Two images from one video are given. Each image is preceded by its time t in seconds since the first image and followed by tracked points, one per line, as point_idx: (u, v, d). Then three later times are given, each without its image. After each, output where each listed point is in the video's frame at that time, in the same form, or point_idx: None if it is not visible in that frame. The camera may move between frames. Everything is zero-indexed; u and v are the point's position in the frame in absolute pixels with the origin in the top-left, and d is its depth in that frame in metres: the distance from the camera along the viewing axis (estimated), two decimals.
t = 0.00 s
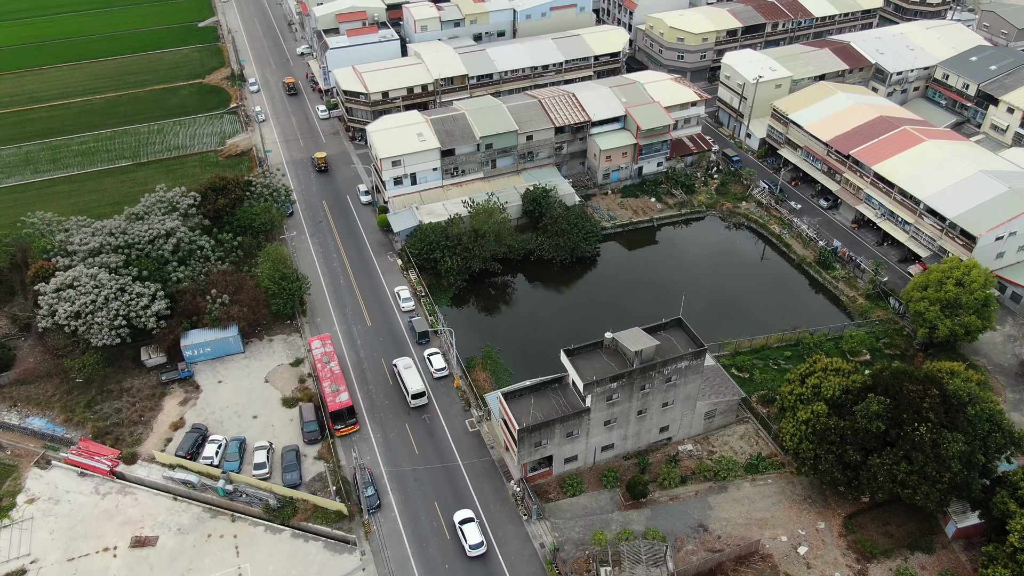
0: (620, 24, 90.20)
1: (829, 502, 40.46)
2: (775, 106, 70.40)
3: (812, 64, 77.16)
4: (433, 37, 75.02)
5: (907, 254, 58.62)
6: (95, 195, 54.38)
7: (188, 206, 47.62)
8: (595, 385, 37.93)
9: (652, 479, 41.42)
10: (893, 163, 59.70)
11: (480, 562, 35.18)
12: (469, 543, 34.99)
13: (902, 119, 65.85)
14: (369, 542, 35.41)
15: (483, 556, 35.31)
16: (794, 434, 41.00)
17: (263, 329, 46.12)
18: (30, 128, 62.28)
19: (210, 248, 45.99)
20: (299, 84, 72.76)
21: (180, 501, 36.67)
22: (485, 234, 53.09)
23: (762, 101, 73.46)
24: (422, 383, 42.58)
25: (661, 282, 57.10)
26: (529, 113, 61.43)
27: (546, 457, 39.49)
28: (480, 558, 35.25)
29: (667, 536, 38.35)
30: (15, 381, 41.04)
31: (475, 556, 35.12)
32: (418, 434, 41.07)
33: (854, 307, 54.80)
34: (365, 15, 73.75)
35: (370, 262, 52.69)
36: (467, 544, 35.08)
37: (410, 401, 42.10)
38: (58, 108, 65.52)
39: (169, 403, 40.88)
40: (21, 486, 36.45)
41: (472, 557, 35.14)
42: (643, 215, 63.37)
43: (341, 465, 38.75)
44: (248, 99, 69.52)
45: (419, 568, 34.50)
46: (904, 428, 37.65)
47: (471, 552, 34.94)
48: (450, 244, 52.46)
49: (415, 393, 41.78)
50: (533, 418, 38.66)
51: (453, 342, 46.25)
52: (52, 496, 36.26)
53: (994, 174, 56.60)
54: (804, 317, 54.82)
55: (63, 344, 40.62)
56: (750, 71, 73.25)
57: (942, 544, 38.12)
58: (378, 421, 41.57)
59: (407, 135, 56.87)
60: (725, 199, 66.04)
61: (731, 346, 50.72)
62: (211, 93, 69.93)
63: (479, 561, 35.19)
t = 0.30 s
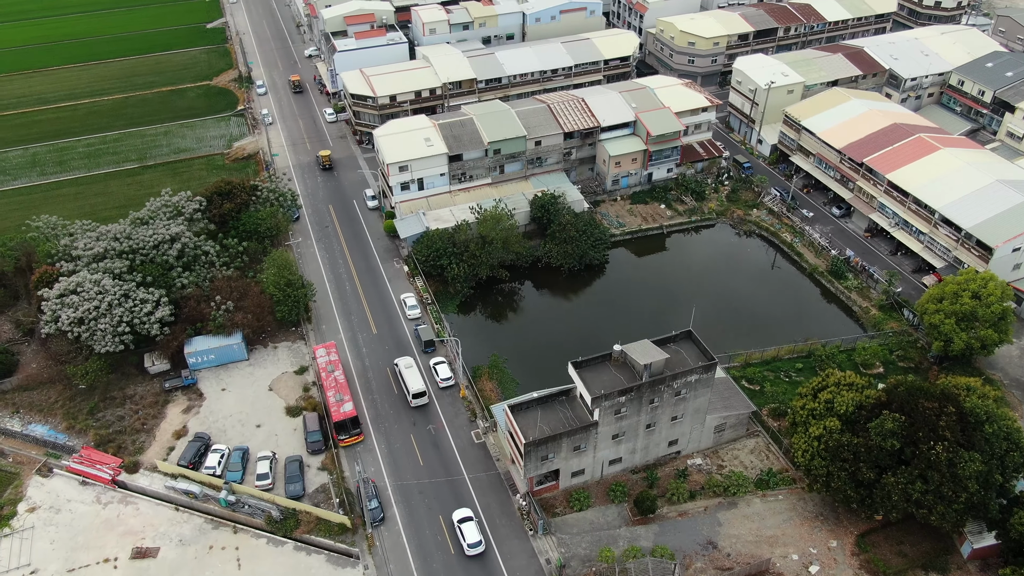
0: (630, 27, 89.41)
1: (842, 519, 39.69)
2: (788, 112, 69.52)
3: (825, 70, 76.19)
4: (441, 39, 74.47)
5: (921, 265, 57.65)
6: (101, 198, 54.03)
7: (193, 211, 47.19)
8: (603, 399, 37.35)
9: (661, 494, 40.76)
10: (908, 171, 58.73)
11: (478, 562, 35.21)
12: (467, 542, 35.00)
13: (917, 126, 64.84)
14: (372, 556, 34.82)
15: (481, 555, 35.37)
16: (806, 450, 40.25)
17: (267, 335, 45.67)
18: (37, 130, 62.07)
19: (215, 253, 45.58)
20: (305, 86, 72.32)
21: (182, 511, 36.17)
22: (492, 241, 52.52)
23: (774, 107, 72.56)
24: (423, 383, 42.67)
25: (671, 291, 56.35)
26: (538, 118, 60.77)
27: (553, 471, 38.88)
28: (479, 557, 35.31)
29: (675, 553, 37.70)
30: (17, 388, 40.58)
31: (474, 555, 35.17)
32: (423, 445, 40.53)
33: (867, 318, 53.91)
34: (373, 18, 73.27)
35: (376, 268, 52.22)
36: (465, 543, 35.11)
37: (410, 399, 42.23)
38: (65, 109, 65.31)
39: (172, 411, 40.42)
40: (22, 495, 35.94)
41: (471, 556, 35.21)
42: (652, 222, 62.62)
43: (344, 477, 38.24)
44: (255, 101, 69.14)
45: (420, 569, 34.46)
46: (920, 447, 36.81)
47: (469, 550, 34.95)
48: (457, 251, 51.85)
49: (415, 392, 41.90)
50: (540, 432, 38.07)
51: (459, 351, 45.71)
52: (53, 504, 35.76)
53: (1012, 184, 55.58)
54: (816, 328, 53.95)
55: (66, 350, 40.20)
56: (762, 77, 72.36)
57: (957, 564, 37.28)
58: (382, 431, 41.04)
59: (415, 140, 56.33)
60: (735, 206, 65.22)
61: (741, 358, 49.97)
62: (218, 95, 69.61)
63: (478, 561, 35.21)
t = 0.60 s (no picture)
0: (645, 30, 88.55)
1: (857, 538, 38.85)
2: (805, 119, 68.50)
3: (843, 76, 75.09)
4: (455, 42, 73.98)
5: (939, 276, 56.53)
6: (112, 199, 53.86)
7: (203, 214, 46.89)
8: (614, 412, 36.73)
9: (672, 509, 40.04)
10: (928, 181, 57.62)
11: (478, 560, 35.31)
12: (468, 539, 35.13)
13: (937, 135, 63.67)
14: (378, 569, 34.27)
15: (481, 553, 35.47)
16: (821, 467, 39.42)
17: (276, 341, 45.29)
18: (50, 130, 62.06)
19: (224, 257, 45.28)
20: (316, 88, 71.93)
21: (187, 519, 35.75)
22: (504, 247, 51.93)
23: (790, 113, 71.55)
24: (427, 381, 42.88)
25: (684, 299, 55.53)
26: (551, 122, 60.13)
27: (562, 484, 38.25)
28: (479, 554, 35.41)
29: (686, 570, 37.00)
30: (24, 391, 40.30)
31: (474, 552, 35.23)
32: (430, 454, 40.03)
33: (885, 330, 52.87)
34: (387, 19, 72.88)
35: (386, 273, 51.78)
36: (466, 541, 35.23)
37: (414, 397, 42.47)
38: (78, 109, 65.31)
39: (179, 416, 40.08)
40: (27, 500, 35.61)
41: (471, 553, 35.28)
42: (666, 229, 61.84)
43: (351, 486, 37.77)
44: (267, 103, 68.90)
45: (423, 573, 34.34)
46: (939, 467, 35.92)
47: (470, 548, 35.05)
48: (468, 257, 51.31)
49: (419, 390, 42.17)
50: (550, 445, 37.48)
51: (468, 359, 45.16)
52: (58, 510, 35.40)
53: None
54: (832, 340, 53.01)
55: (74, 354, 39.91)
56: (779, 82, 71.37)
57: None
58: (390, 441, 40.53)
59: (427, 145, 55.87)
60: (750, 214, 64.32)
61: (755, 370, 49.14)
62: (231, 96, 69.43)
63: (479, 559, 35.29)
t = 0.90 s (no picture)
0: (662, 38, 87.79)
1: (875, 564, 37.85)
2: (824, 131, 67.49)
3: (864, 86, 73.93)
4: (471, 49, 73.62)
5: (962, 293, 55.29)
6: (127, 203, 53.86)
7: (216, 220, 46.71)
8: (627, 431, 36.03)
9: (684, 530, 39.30)
10: (950, 195, 56.43)
11: (482, 560, 35.39)
12: (471, 540, 35.26)
13: (960, 148, 62.42)
14: None
15: (485, 552, 35.55)
16: (839, 490, 38.44)
17: (286, 350, 44.99)
18: (67, 133, 62.31)
19: (236, 264, 45.05)
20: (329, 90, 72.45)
21: (193, 531, 35.36)
22: (517, 258, 51.35)
23: (810, 124, 70.51)
24: (433, 382, 42.90)
25: (699, 313, 54.74)
26: (567, 132, 59.52)
27: (573, 503, 37.57)
28: (482, 555, 35.47)
29: None
30: (34, 397, 40.10)
31: (478, 553, 35.33)
32: (440, 468, 39.50)
33: (905, 347, 51.74)
34: (403, 26, 72.66)
35: (398, 282, 51.38)
36: (469, 541, 35.37)
37: (420, 399, 42.50)
38: (96, 112, 65.58)
39: (188, 425, 39.80)
40: (35, 508, 35.38)
41: (474, 553, 35.37)
42: (681, 241, 61.04)
43: (359, 500, 37.27)
44: (282, 108, 68.82)
45: None
46: (961, 494, 34.84)
47: (473, 548, 35.17)
48: (481, 267, 50.82)
49: (425, 392, 42.15)
50: (561, 463, 36.84)
51: (480, 372, 44.58)
52: (65, 519, 35.11)
53: None
54: (850, 357, 51.99)
55: (84, 360, 39.74)
56: (799, 93, 70.35)
57: None
58: (400, 454, 40.01)
59: (441, 153, 55.44)
60: (768, 227, 63.38)
61: (771, 388, 48.20)
62: (247, 100, 69.45)
63: (484, 558, 35.43)
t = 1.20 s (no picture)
0: (680, 50, 87.15)
1: None
2: (844, 146, 66.52)
3: (885, 101, 72.86)
4: (487, 59, 73.34)
5: (984, 313, 54.08)
6: (141, 210, 53.90)
7: (229, 230, 46.54)
8: (640, 453, 35.31)
9: (698, 554, 38.54)
10: (973, 213, 55.24)
11: (485, 565, 35.36)
12: (474, 543, 35.36)
13: (984, 165, 61.19)
14: None
15: (488, 557, 35.55)
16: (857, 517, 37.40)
17: (297, 361, 44.67)
18: (84, 138, 62.62)
19: (248, 274, 44.82)
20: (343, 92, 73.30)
21: (199, 545, 34.93)
22: (531, 272, 50.80)
23: (829, 139, 69.53)
24: (440, 386, 42.94)
25: (714, 329, 53.91)
26: (582, 144, 58.99)
27: (583, 524, 36.85)
28: (485, 559, 35.50)
29: None
30: (44, 405, 39.91)
31: (481, 557, 35.43)
32: (449, 485, 38.94)
33: (925, 369, 50.60)
34: (420, 35, 72.53)
35: (411, 294, 50.98)
36: (472, 544, 35.45)
37: (427, 401, 42.55)
38: (113, 119, 65.91)
39: (197, 436, 39.51)
40: (42, 518, 35.07)
41: (477, 558, 35.42)
42: (697, 255, 60.22)
43: (367, 517, 36.75)
44: (298, 116, 68.83)
45: None
46: (985, 525, 33.66)
47: (476, 552, 35.29)
48: (494, 280, 50.28)
49: (432, 395, 42.17)
50: (572, 484, 36.14)
51: (491, 388, 43.99)
52: (72, 530, 34.78)
53: None
54: (869, 377, 50.92)
55: (95, 369, 39.55)
56: (818, 107, 69.44)
57: None
58: (409, 471, 39.47)
59: (456, 164, 55.08)
60: (786, 243, 62.47)
61: (787, 409, 47.23)
62: (263, 108, 69.57)
63: (487, 563, 35.37)
